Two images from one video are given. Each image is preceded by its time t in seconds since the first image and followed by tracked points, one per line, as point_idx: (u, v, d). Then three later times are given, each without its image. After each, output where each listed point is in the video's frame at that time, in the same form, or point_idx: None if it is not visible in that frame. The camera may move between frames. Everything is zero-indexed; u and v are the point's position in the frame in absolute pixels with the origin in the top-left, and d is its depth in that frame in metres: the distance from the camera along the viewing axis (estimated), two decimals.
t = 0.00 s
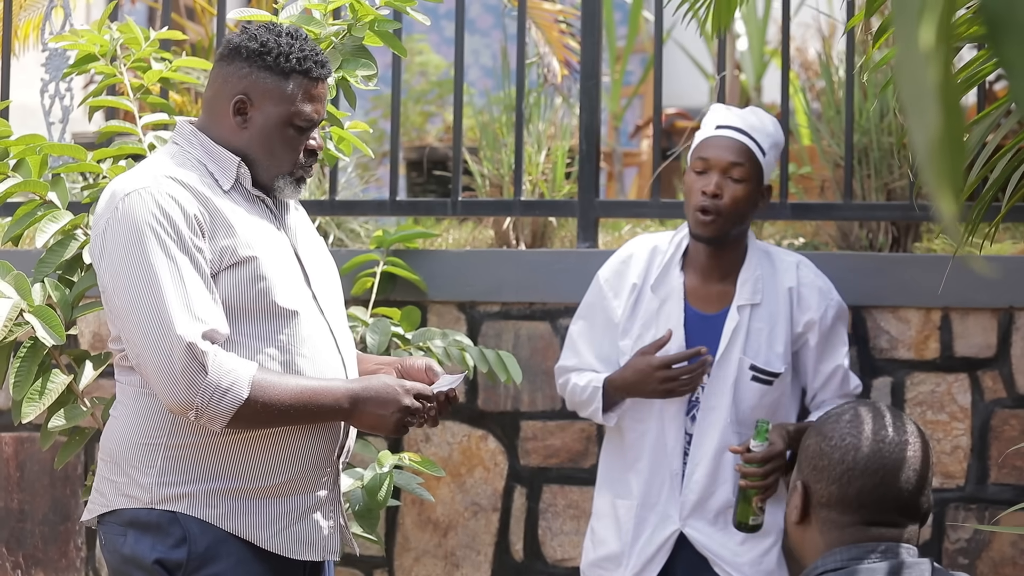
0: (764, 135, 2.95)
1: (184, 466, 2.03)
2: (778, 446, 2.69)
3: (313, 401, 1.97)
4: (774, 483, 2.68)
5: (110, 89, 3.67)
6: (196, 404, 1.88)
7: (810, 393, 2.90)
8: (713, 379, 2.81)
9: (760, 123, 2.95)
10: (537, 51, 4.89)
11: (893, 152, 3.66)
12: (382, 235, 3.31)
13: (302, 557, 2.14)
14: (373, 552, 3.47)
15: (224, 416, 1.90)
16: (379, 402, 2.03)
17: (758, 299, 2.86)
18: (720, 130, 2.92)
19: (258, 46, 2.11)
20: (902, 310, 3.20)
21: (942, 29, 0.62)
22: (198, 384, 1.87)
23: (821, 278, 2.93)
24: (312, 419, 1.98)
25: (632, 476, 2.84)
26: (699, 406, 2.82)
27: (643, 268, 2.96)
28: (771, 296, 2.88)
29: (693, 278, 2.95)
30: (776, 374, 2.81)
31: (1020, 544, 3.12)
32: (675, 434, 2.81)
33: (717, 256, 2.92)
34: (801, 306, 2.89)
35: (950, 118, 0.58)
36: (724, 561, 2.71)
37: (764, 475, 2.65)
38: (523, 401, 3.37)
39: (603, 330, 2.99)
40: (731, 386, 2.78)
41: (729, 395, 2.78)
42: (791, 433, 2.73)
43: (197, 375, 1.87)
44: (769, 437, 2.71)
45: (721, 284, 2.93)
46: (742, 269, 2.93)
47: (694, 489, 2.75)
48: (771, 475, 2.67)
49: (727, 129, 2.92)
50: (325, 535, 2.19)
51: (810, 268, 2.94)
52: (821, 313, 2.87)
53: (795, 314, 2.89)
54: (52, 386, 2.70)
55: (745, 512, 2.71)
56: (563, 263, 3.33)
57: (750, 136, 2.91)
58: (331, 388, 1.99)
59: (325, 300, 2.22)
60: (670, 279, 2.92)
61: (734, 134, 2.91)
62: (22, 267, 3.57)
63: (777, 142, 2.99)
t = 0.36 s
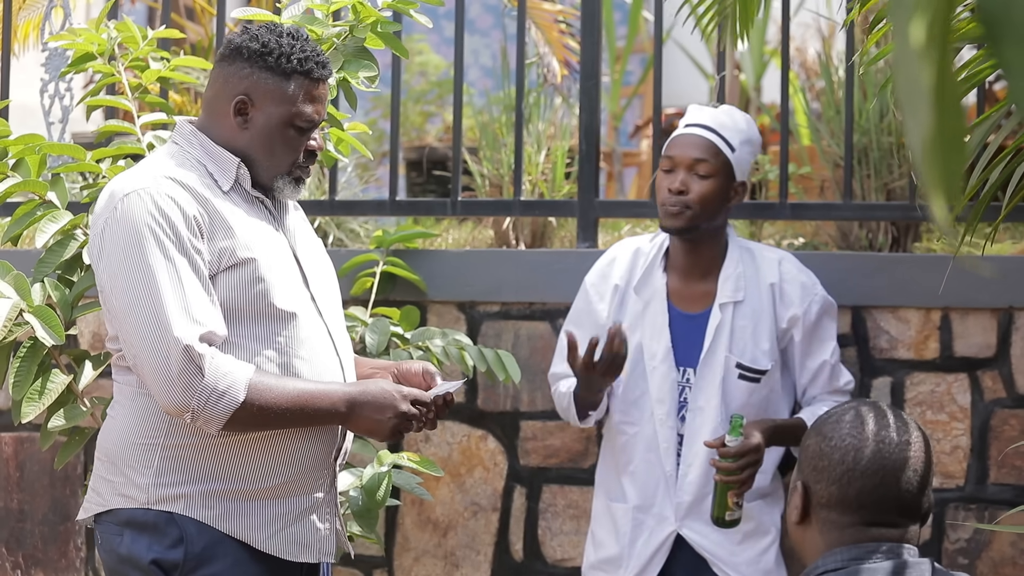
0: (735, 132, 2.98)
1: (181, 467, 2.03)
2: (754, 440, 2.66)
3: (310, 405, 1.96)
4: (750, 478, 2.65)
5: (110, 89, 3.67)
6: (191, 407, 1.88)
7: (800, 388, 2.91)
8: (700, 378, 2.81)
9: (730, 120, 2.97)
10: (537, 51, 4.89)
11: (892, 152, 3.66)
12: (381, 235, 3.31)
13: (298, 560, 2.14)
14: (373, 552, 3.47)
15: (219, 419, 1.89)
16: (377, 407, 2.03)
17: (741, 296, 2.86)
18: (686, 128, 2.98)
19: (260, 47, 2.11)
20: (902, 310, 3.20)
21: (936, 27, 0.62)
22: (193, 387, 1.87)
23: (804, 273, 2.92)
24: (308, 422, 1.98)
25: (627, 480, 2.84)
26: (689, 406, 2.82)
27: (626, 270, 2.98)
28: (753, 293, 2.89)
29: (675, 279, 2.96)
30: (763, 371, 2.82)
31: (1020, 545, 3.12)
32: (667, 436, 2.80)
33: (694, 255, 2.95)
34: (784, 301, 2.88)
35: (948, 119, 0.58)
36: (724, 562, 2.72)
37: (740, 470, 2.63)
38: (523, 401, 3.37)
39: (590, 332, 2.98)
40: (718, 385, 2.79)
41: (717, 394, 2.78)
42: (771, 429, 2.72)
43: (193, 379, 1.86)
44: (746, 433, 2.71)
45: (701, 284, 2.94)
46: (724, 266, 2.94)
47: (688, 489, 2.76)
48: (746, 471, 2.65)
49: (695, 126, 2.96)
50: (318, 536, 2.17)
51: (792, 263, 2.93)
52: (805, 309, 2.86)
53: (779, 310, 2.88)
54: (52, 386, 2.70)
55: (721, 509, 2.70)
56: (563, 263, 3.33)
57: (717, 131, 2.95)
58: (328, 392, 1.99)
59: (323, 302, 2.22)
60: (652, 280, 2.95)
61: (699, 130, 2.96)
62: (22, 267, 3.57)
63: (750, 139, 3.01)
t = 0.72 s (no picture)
0: (726, 132, 3.00)
1: (179, 470, 2.02)
2: (755, 443, 2.69)
3: (262, 447, 1.87)
4: (752, 482, 2.67)
5: (110, 89, 3.67)
6: (140, 422, 1.86)
7: (800, 391, 2.91)
8: (700, 380, 2.81)
9: (720, 120, 2.99)
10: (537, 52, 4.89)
11: (893, 152, 3.66)
12: (382, 237, 3.31)
13: (298, 561, 2.14)
14: (374, 553, 3.47)
15: (164, 441, 1.86)
16: (330, 477, 1.87)
17: (741, 298, 2.86)
18: (678, 131, 3.01)
19: (268, 47, 2.11)
20: (902, 311, 3.20)
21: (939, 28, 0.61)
22: (144, 404, 1.84)
23: (805, 275, 2.91)
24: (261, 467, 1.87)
25: (631, 480, 2.84)
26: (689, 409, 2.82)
27: (628, 275, 2.97)
28: (754, 295, 2.88)
29: (675, 282, 2.97)
30: (763, 374, 2.82)
31: (1020, 546, 3.12)
32: (668, 437, 2.81)
33: (690, 258, 2.96)
34: (785, 303, 2.88)
35: (950, 120, 0.58)
36: (726, 563, 2.72)
37: (742, 474, 2.65)
38: (523, 402, 3.37)
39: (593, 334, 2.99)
40: (718, 387, 2.78)
41: (717, 396, 2.78)
42: (772, 432, 2.74)
43: (146, 396, 1.84)
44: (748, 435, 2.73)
45: (700, 286, 2.95)
46: (724, 267, 2.94)
47: (688, 491, 2.75)
48: (749, 475, 2.67)
49: (683, 130, 3.00)
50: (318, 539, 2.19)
51: (793, 265, 2.92)
52: (805, 311, 2.85)
53: (779, 313, 2.87)
54: (52, 387, 2.71)
55: (723, 512, 2.72)
56: (563, 264, 3.33)
57: (706, 132, 2.97)
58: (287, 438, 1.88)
59: (324, 304, 2.22)
60: (653, 283, 2.95)
61: (688, 132, 2.99)
62: (23, 268, 3.57)
63: (743, 140, 3.02)
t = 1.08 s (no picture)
0: (738, 129, 3.03)
1: (182, 471, 2.02)
2: (764, 448, 2.70)
3: (158, 542, 1.86)
4: (760, 487, 2.70)
5: (111, 90, 3.67)
6: (106, 420, 1.88)
7: (805, 394, 2.91)
8: (705, 382, 2.81)
9: (734, 119, 3.03)
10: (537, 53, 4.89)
11: (893, 154, 3.66)
12: (382, 238, 3.31)
13: (300, 562, 2.14)
14: (373, 554, 3.46)
15: (110, 448, 1.87)
16: None
17: (747, 300, 2.87)
18: (691, 124, 3.05)
19: (269, 44, 2.12)
20: (902, 312, 3.20)
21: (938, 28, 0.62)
22: (116, 406, 1.87)
23: (812, 278, 2.92)
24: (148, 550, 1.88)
25: (632, 482, 2.83)
26: (694, 410, 2.82)
27: (634, 275, 2.98)
28: (759, 297, 2.89)
29: (681, 281, 2.98)
30: (768, 375, 2.82)
31: (1020, 547, 3.12)
32: (671, 437, 2.80)
33: (696, 254, 2.97)
34: (790, 307, 2.88)
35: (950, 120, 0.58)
36: (728, 563, 2.72)
37: (750, 480, 2.66)
38: (523, 403, 3.37)
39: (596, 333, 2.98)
40: (724, 389, 2.78)
41: (722, 398, 2.78)
42: (779, 436, 2.74)
43: (120, 401, 1.86)
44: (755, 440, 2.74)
45: (706, 287, 2.96)
46: (731, 269, 2.95)
47: (691, 492, 2.75)
48: (756, 480, 2.69)
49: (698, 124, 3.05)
50: (319, 539, 2.19)
51: (799, 269, 2.93)
52: (811, 314, 2.86)
53: (785, 316, 2.88)
54: (53, 388, 2.71)
55: (730, 517, 2.71)
56: (563, 265, 3.33)
57: (719, 125, 3.01)
58: (185, 551, 1.88)
59: (326, 306, 2.21)
60: (659, 283, 2.96)
61: (701, 125, 3.02)
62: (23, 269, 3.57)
63: (756, 140, 3.04)
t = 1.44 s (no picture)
0: (733, 127, 3.04)
1: (184, 470, 2.02)
2: (773, 450, 2.71)
3: (133, 539, 1.85)
4: (769, 488, 2.71)
5: (111, 91, 3.67)
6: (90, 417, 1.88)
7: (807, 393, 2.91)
8: (707, 381, 2.81)
9: (730, 119, 3.05)
10: (537, 55, 4.89)
11: (892, 155, 3.66)
12: (382, 240, 3.31)
13: (302, 563, 2.14)
14: (373, 556, 3.46)
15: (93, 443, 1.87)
16: None
17: (748, 299, 2.87)
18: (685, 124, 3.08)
19: (265, 44, 2.12)
20: (902, 314, 3.20)
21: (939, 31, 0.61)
22: (97, 403, 1.87)
23: (813, 278, 2.92)
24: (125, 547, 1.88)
25: (633, 482, 2.83)
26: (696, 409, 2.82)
27: (634, 274, 2.99)
28: (760, 297, 2.89)
29: (681, 282, 2.98)
30: (770, 375, 2.82)
31: (1020, 549, 3.12)
32: (673, 437, 2.80)
33: (696, 252, 2.98)
34: (792, 307, 2.88)
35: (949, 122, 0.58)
36: (729, 563, 2.72)
37: (759, 481, 2.68)
38: (523, 404, 3.37)
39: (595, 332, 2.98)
40: (725, 388, 2.78)
41: (724, 397, 2.78)
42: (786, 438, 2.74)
43: (101, 397, 1.86)
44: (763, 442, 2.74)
45: (707, 288, 2.96)
46: (732, 268, 2.95)
47: (693, 492, 2.75)
48: (765, 481, 2.70)
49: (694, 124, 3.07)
50: (322, 539, 2.19)
51: (800, 269, 2.93)
52: (812, 314, 2.85)
53: (786, 315, 2.88)
54: (53, 389, 2.70)
55: (741, 519, 2.74)
56: (563, 267, 3.34)
57: (713, 124, 3.03)
58: (160, 548, 1.86)
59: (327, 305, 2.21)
60: (661, 282, 2.96)
61: (695, 124, 3.05)
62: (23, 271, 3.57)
63: (751, 139, 3.04)
